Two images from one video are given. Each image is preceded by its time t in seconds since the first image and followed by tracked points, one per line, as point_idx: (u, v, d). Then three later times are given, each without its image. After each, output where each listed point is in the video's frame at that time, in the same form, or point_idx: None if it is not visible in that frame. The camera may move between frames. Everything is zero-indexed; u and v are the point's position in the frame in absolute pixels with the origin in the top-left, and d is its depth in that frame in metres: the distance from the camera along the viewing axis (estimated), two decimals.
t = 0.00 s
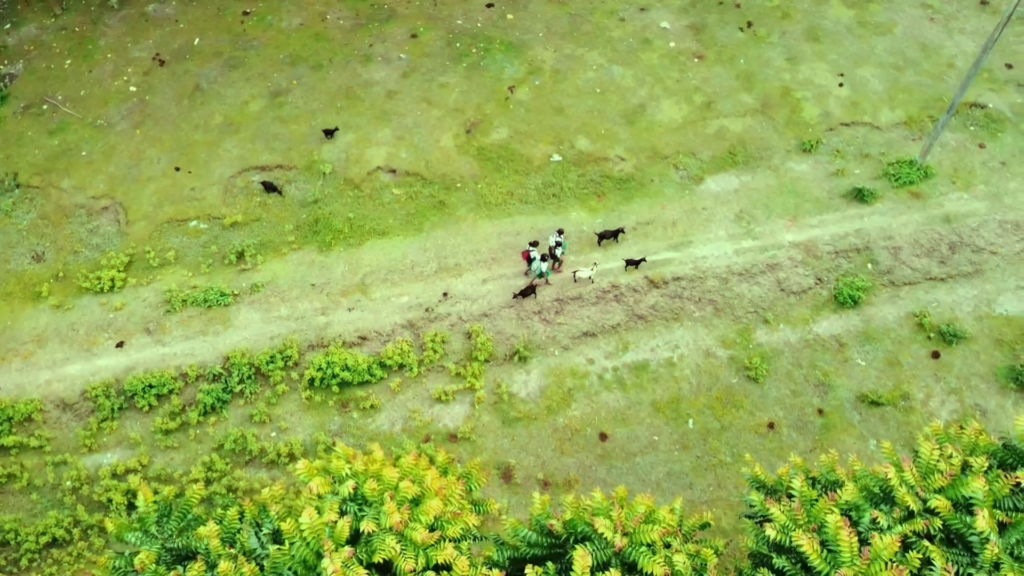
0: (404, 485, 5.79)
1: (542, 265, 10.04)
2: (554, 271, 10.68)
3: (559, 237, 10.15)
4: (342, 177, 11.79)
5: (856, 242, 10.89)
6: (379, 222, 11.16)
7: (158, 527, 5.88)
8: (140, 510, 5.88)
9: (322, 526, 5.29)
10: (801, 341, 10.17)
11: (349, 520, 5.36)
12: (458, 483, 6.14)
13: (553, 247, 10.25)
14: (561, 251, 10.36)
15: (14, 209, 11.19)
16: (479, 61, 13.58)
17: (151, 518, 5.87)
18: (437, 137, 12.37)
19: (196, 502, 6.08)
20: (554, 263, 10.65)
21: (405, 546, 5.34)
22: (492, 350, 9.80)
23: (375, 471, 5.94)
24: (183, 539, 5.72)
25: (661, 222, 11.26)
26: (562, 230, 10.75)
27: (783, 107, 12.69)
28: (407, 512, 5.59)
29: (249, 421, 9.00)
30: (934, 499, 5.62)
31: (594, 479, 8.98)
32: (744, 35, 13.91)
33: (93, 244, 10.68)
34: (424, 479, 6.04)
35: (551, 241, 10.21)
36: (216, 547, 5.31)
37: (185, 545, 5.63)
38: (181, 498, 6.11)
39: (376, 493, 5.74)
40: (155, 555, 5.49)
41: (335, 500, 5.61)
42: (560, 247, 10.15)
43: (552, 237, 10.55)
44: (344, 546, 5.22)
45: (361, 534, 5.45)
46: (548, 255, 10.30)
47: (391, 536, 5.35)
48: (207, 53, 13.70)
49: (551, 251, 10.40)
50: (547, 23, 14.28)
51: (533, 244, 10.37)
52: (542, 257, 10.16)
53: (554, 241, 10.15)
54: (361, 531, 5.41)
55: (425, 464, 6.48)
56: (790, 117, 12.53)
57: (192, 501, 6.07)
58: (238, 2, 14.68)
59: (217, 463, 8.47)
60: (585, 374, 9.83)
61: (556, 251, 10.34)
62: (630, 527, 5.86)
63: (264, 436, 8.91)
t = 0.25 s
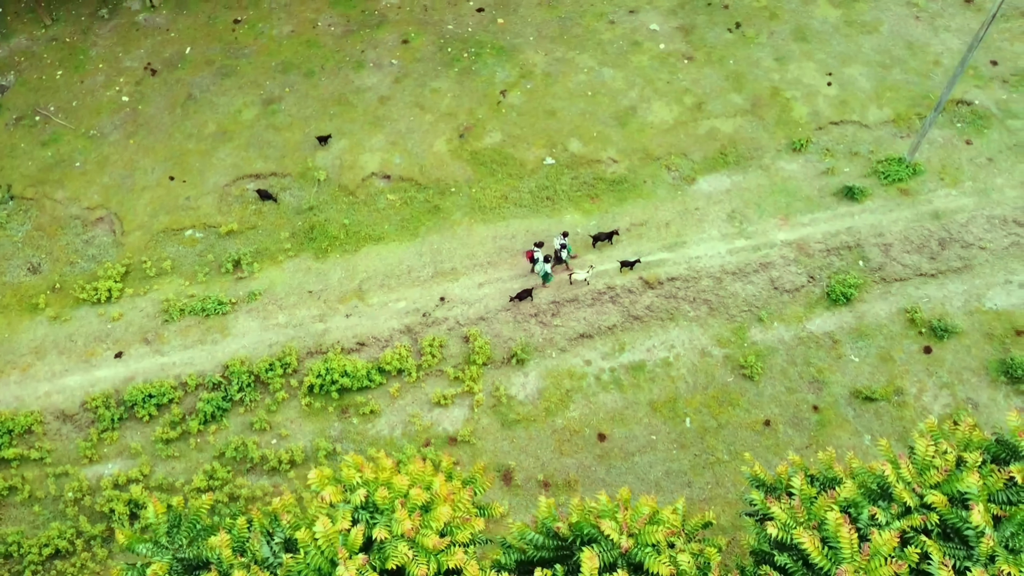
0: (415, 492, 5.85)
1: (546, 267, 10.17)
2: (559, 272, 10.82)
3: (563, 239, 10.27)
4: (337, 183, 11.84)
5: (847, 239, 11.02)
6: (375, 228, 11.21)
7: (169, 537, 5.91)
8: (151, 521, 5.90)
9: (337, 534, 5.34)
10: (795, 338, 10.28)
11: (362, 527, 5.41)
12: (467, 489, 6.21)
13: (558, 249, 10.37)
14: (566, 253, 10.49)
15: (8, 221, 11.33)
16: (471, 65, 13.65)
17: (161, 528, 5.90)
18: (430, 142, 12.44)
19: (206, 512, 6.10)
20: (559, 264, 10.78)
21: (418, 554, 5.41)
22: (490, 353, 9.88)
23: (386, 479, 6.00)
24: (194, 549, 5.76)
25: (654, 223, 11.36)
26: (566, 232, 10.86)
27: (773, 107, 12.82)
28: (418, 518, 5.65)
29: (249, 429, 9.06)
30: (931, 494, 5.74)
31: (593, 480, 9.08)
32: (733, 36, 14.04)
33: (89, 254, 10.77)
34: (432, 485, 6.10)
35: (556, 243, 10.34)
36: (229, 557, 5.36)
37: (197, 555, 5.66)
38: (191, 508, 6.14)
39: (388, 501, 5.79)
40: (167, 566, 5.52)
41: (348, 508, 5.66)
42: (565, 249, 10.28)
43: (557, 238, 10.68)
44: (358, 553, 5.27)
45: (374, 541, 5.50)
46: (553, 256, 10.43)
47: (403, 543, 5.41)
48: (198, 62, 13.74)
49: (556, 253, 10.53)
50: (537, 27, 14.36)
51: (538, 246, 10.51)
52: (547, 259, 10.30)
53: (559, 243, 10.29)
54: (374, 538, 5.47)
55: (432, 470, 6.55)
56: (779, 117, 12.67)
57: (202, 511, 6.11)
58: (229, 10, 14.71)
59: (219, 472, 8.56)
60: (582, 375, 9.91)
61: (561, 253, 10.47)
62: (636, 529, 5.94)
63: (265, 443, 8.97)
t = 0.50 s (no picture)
0: (424, 498, 5.91)
1: (551, 268, 10.30)
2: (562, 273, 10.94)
3: (570, 241, 10.41)
4: (334, 190, 11.90)
5: (841, 239, 11.14)
6: (373, 234, 11.27)
7: (179, 546, 5.92)
8: (160, 530, 5.90)
9: (349, 541, 5.39)
10: (791, 338, 10.38)
11: (374, 534, 5.46)
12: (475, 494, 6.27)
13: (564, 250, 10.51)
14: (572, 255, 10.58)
15: (6, 231, 11.41)
16: (465, 71, 13.72)
17: (170, 537, 5.91)
18: (426, 148, 12.50)
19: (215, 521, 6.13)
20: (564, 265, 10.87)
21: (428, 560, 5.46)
22: (489, 357, 9.95)
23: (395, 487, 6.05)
24: (203, 557, 5.80)
25: (650, 226, 11.45)
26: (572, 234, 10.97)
27: (765, 108, 12.94)
28: (428, 524, 5.70)
29: (251, 435, 9.11)
30: (929, 493, 5.83)
31: (593, 481, 9.15)
32: (724, 38, 14.15)
33: (87, 263, 10.83)
34: (441, 491, 6.17)
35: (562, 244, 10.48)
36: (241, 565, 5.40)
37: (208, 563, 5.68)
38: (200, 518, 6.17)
39: (398, 508, 5.84)
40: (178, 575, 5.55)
41: (359, 516, 5.71)
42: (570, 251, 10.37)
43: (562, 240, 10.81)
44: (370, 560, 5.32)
45: (385, 548, 5.55)
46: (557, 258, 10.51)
47: (415, 549, 5.46)
48: (193, 70, 13.79)
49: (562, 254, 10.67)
50: (531, 31, 14.44)
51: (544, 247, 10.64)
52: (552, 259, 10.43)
53: (565, 245, 10.38)
54: (385, 545, 5.51)
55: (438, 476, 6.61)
56: (772, 118, 12.78)
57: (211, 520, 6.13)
58: (223, 17, 14.76)
59: (221, 479, 8.61)
60: (581, 378, 9.98)
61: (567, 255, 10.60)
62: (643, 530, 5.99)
63: (266, 450, 9.02)
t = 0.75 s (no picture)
0: (437, 505, 6.02)
1: (558, 270, 10.39)
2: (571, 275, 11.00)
3: (579, 245, 10.48)
4: (333, 198, 11.97)
5: (836, 240, 11.26)
6: (372, 240, 11.35)
7: (193, 556, 5.97)
8: (174, 540, 5.94)
9: (365, 548, 5.48)
10: (788, 339, 10.48)
11: (389, 541, 5.54)
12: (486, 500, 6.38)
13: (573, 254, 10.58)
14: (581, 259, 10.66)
15: (7, 243, 11.52)
16: (461, 77, 13.80)
17: (185, 546, 5.95)
18: (424, 154, 12.59)
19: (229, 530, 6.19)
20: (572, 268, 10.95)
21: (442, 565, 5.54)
22: (490, 362, 10.06)
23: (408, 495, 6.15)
24: (218, 568, 5.85)
25: (648, 229, 11.56)
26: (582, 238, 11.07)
27: (759, 111, 13.05)
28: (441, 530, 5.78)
29: (254, 443, 9.29)
30: (929, 492, 5.93)
31: (595, 483, 9.25)
32: (718, 42, 14.22)
33: (88, 274, 10.98)
34: (452, 499, 6.27)
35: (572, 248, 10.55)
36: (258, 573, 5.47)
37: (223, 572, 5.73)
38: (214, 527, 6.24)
39: (412, 515, 5.94)
40: None
41: (374, 524, 5.81)
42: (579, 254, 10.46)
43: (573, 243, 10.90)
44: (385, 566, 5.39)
45: (400, 555, 5.63)
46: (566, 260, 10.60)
47: (428, 555, 5.52)
48: (191, 79, 13.85)
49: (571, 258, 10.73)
50: (526, 38, 14.47)
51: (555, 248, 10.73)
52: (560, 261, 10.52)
53: (574, 248, 10.48)
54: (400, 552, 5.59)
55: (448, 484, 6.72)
56: (766, 121, 12.89)
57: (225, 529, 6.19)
58: (219, 26, 14.82)
59: (226, 486, 8.81)
60: (582, 381, 10.06)
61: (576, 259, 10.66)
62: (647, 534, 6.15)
63: (270, 457, 9.20)
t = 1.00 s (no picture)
0: (447, 510, 6.09)
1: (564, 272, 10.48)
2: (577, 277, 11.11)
3: (586, 247, 10.63)
4: (333, 204, 12.03)
5: (832, 242, 11.35)
6: (372, 246, 11.43)
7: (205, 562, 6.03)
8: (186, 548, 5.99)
9: (378, 553, 5.57)
10: (786, 340, 10.57)
11: (401, 547, 5.64)
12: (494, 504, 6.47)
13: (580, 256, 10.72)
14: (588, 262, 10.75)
15: (7, 252, 11.58)
16: (459, 82, 13.85)
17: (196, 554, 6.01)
18: (423, 160, 12.66)
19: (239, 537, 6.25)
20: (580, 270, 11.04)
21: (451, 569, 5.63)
22: (491, 366, 10.15)
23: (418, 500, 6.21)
24: (229, 575, 5.91)
25: (646, 232, 11.64)
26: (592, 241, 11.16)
27: (755, 114, 13.14)
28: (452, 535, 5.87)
29: (258, 449, 9.50)
30: (928, 492, 6.01)
31: (596, 485, 9.34)
32: (714, 46, 14.26)
33: (89, 282, 11.07)
34: (461, 503, 6.34)
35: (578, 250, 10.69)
36: None
37: None
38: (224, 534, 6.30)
39: (422, 521, 6.00)
40: None
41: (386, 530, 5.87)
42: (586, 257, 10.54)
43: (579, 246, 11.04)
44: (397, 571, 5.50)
45: (411, 560, 5.72)
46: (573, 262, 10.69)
47: (439, 560, 5.61)
48: (189, 87, 13.91)
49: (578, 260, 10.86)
50: (523, 43, 14.49)
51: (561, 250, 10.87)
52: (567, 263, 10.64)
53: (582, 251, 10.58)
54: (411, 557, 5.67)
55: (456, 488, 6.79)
56: (762, 124, 12.98)
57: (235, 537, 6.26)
58: (217, 34, 14.87)
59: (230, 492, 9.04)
60: (582, 385, 10.14)
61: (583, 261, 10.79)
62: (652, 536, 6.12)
63: (273, 463, 9.41)
